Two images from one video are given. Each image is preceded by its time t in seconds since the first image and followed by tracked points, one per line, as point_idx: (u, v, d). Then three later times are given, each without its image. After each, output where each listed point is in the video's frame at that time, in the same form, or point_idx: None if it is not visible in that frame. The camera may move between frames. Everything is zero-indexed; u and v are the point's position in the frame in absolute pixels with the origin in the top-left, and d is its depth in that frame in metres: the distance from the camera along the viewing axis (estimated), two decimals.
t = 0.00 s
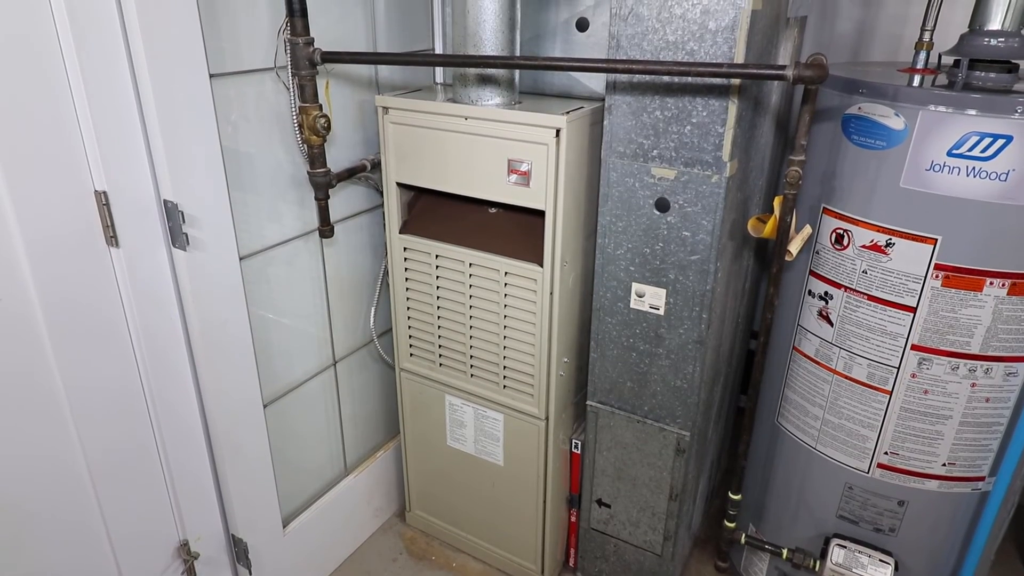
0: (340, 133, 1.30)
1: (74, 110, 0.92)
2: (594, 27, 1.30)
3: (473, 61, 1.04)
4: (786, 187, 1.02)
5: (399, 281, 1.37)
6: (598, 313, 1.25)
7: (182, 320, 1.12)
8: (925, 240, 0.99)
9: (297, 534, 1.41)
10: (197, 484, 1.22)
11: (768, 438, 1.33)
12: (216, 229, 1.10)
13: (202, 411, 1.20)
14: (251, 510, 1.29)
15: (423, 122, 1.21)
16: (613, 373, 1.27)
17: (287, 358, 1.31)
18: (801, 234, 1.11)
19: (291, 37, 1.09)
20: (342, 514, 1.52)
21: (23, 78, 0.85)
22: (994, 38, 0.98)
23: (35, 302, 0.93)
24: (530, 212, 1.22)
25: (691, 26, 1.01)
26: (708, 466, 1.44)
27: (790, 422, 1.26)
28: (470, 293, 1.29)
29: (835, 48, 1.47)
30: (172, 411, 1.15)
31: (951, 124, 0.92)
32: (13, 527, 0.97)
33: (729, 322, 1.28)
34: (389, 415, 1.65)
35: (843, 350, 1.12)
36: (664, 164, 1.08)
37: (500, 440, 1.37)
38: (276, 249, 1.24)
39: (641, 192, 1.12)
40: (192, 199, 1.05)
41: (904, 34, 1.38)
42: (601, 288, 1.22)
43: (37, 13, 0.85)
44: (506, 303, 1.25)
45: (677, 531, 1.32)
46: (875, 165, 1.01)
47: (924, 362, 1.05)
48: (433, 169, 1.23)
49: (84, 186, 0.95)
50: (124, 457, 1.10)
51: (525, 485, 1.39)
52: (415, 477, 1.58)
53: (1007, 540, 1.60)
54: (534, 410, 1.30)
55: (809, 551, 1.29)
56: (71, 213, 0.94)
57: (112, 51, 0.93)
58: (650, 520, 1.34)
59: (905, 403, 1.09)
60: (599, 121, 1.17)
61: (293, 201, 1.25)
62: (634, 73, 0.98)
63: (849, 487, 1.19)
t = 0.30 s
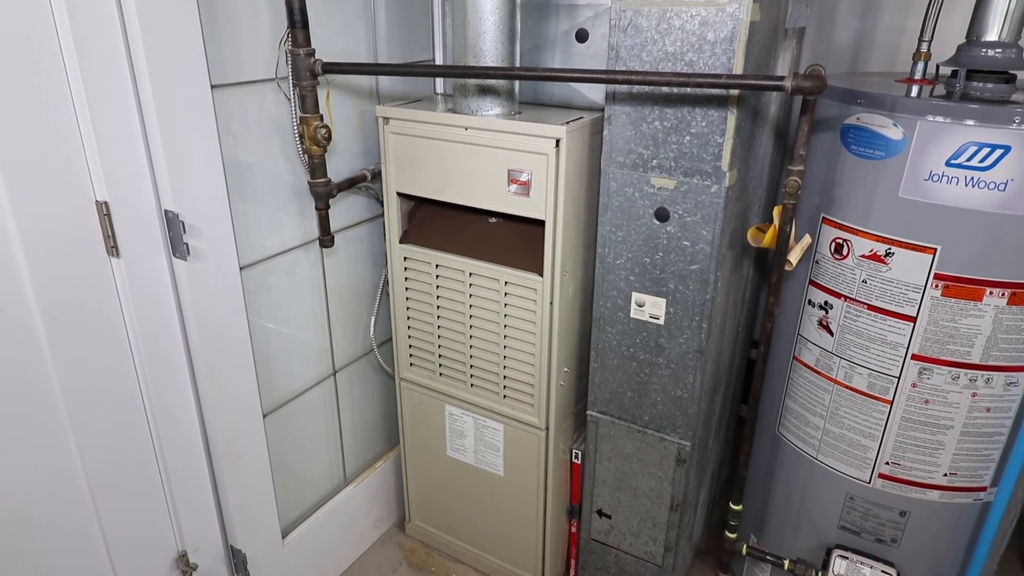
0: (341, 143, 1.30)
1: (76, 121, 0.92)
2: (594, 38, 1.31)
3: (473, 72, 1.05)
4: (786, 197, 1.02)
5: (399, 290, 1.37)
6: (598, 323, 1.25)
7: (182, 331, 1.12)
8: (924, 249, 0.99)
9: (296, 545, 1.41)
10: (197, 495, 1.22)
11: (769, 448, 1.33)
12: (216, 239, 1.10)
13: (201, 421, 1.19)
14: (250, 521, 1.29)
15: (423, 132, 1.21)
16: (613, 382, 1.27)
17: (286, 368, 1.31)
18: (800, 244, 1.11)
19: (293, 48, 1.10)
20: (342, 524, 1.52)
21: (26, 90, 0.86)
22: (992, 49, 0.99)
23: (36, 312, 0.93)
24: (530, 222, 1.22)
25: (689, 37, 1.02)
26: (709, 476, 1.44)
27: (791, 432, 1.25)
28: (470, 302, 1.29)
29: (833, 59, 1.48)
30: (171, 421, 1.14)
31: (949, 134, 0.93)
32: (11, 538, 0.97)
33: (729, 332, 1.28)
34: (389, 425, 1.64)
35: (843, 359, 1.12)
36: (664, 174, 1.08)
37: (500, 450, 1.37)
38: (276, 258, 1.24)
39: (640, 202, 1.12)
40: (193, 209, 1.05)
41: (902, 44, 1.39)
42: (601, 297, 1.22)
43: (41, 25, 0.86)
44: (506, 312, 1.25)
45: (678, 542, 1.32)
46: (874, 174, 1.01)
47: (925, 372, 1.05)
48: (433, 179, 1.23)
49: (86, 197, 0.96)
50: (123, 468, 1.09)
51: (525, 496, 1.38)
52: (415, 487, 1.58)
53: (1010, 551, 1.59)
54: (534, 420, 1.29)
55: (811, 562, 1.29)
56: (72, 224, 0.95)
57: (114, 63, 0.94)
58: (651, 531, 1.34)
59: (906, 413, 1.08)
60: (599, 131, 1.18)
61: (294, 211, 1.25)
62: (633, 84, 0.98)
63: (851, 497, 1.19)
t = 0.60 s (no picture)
0: (341, 153, 1.31)
1: (78, 134, 0.93)
2: (593, 49, 1.32)
3: (473, 83, 1.05)
4: (785, 207, 1.02)
5: (399, 300, 1.37)
6: (598, 333, 1.25)
7: (181, 341, 1.12)
8: (923, 259, 0.99)
9: (295, 557, 1.40)
10: (196, 507, 1.21)
11: (770, 458, 1.32)
12: (217, 250, 1.10)
13: (201, 432, 1.19)
14: (249, 532, 1.28)
15: (424, 142, 1.22)
16: (614, 392, 1.27)
17: (286, 378, 1.31)
18: (800, 254, 1.11)
19: (294, 59, 1.10)
20: (342, 535, 1.51)
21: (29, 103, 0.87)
22: (989, 60, 1.00)
23: (36, 324, 0.93)
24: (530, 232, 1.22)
25: (688, 49, 1.02)
26: (710, 486, 1.43)
27: (792, 443, 1.25)
28: (470, 312, 1.29)
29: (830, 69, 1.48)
30: (171, 432, 1.14)
31: (947, 144, 0.93)
32: (8, 550, 0.96)
33: (729, 342, 1.28)
34: (388, 435, 1.64)
35: (843, 369, 1.12)
36: (663, 185, 1.09)
37: (500, 461, 1.37)
38: (277, 268, 1.24)
39: (640, 212, 1.12)
40: (193, 219, 1.06)
41: (899, 55, 1.39)
42: (601, 307, 1.22)
43: (43, 38, 0.86)
44: (506, 322, 1.25)
45: (679, 553, 1.31)
46: (872, 185, 1.02)
47: (925, 382, 1.04)
48: (433, 189, 1.24)
49: (87, 207, 0.96)
50: (122, 478, 1.09)
51: (525, 506, 1.37)
52: (415, 498, 1.57)
53: (1012, 562, 1.59)
54: (534, 430, 1.29)
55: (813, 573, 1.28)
56: (73, 234, 0.95)
57: (116, 76, 0.94)
58: (652, 542, 1.33)
59: (907, 423, 1.08)
60: (598, 142, 1.18)
61: (294, 221, 1.25)
62: (632, 95, 0.99)
63: (853, 508, 1.18)
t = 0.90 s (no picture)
0: (342, 163, 1.31)
1: (80, 145, 0.94)
2: (592, 60, 1.32)
3: (473, 94, 1.06)
4: (785, 217, 1.02)
5: (399, 310, 1.37)
6: (598, 342, 1.25)
7: (181, 352, 1.12)
8: (923, 269, 0.99)
9: (294, 568, 1.39)
10: (195, 518, 1.21)
11: (771, 468, 1.32)
12: (217, 260, 1.10)
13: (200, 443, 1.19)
14: (248, 543, 1.28)
15: (424, 153, 1.22)
16: (614, 402, 1.27)
17: (286, 387, 1.31)
18: (799, 264, 1.11)
19: (295, 70, 1.11)
20: (341, 546, 1.51)
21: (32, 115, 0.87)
22: (986, 71, 1.01)
23: (36, 334, 0.94)
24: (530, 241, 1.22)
25: (687, 59, 1.03)
26: (711, 496, 1.43)
27: (793, 453, 1.25)
28: (470, 322, 1.29)
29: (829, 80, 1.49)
30: (170, 442, 1.14)
31: (945, 155, 0.94)
32: (6, 561, 0.96)
33: (729, 351, 1.27)
34: (388, 445, 1.63)
35: (844, 379, 1.12)
36: (663, 195, 1.09)
37: (500, 471, 1.36)
38: (277, 278, 1.24)
39: (640, 222, 1.13)
40: (194, 230, 1.06)
41: (897, 66, 1.40)
42: (601, 317, 1.22)
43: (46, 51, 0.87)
44: (506, 332, 1.25)
45: (680, 564, 1.30)
46: (871, 195, 1.02)
47: (926, 392, 1.04)
48: (434, 199, 1.24)
49: (88, 217, 0.97)
50: (120, 488, 1.09)
51: (526, 517, 1.37)
52: (414, 509, 1.56)
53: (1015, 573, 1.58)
54: (534, 440, 1.29)
55: None
56: (73, 244, 0.95)
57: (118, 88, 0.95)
58: (653, 553, 1.32)
59: (908, 433, 1.08)
60: (598, 152, 1.19)
61: (295, 231, 1.26)
62: (631, 106, 0.99)
63: (854, 519, 1.18)
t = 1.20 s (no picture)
0: (343, 174, 1.31)
1: (81, 158, 0.94)
2: (592, 72, 1.33)
3: (474, 107, 1.06)
4: (784, 228, 1.02)
5: (399, 321, 1.37)
6: (598, 353, 1.24)
7: (181, 363, 1.12)
8: (923, 280, 0.99)
9: None
10: (193, 530, 1.20)
11: (772, 480, 1.32)
12: (217, 271, 1.10)
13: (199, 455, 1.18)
14: (247, 556, 1.27)
15: (424, 164, 1.23)
16: (614, 414, 1.26)
17: (286, 399, 1.31)
18: (799, 275, 1.11)
19: (296, 83, 1.11)
20: (340, 558, 1.50)
21: (34, 128, 0.88)
22: (983, 83, 1.01)
23: (36, 346, 0.94)
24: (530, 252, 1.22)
25: (686, 72, 1.04)
26: (712, 508, 1.42)
27: (794, 464, 1.24)
28: (470, 334, 1.29)
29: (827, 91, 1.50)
30: (168, 454, 1.14)
31: (944, 167, 0.94)
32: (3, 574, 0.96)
33: (729, 363, 1.27)
34: (388, 456, 1.63)
35: (844, 390, 1.12)
36: (662, 207, 1.09)
37: (500, 483, 1.36)
38: (277, 289, 1.24)
39: (639, 233, 1.13)
40: (194, 241, 1.06)
41: (895, 78, 1.40)
42: (601, 328, 1.22)
43: (49, 65, 0.88)
44: (506, 343, 1.25)
45: None
46: (870, 206, 1.02)
47: (927, 404, 1.04)
48: (434, 211, 1.24)
49: (88, 229, 0.97)
50: (118, 500, 1.09)
51: (526, 529, 1.36)
52: (414, 521, 1.55)
53: None
54: (534, 452, 1.28)
55: None
56: (73, 256, 0.96)
57: (120, 102, 0.96)
58: (654, 566, 1.31)
59: (909, 445, 1.08)
60: (597, 164, 1.19)
61: (295, 242, 1.26)
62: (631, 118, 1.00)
63: (856, 531, 1.17)
